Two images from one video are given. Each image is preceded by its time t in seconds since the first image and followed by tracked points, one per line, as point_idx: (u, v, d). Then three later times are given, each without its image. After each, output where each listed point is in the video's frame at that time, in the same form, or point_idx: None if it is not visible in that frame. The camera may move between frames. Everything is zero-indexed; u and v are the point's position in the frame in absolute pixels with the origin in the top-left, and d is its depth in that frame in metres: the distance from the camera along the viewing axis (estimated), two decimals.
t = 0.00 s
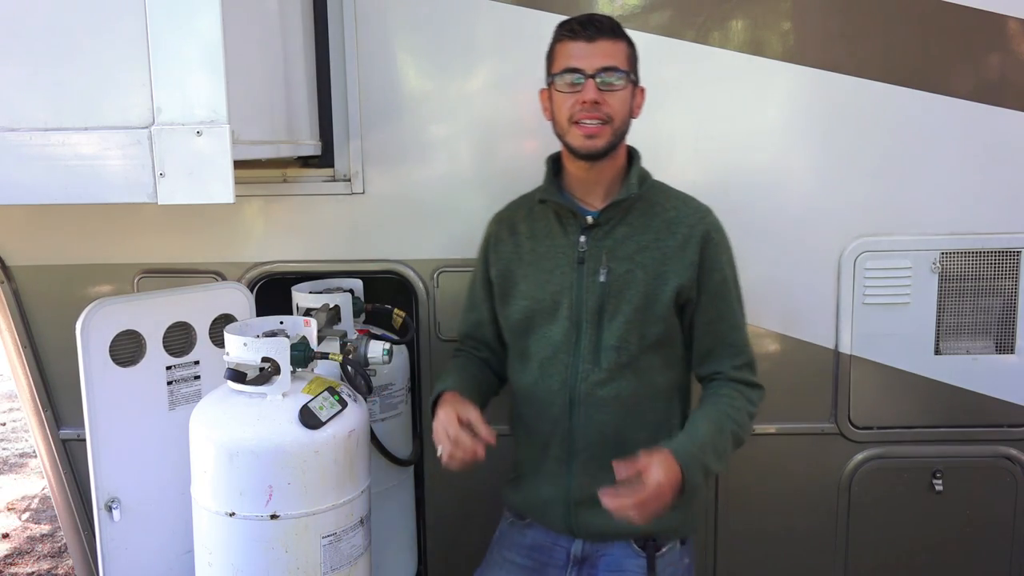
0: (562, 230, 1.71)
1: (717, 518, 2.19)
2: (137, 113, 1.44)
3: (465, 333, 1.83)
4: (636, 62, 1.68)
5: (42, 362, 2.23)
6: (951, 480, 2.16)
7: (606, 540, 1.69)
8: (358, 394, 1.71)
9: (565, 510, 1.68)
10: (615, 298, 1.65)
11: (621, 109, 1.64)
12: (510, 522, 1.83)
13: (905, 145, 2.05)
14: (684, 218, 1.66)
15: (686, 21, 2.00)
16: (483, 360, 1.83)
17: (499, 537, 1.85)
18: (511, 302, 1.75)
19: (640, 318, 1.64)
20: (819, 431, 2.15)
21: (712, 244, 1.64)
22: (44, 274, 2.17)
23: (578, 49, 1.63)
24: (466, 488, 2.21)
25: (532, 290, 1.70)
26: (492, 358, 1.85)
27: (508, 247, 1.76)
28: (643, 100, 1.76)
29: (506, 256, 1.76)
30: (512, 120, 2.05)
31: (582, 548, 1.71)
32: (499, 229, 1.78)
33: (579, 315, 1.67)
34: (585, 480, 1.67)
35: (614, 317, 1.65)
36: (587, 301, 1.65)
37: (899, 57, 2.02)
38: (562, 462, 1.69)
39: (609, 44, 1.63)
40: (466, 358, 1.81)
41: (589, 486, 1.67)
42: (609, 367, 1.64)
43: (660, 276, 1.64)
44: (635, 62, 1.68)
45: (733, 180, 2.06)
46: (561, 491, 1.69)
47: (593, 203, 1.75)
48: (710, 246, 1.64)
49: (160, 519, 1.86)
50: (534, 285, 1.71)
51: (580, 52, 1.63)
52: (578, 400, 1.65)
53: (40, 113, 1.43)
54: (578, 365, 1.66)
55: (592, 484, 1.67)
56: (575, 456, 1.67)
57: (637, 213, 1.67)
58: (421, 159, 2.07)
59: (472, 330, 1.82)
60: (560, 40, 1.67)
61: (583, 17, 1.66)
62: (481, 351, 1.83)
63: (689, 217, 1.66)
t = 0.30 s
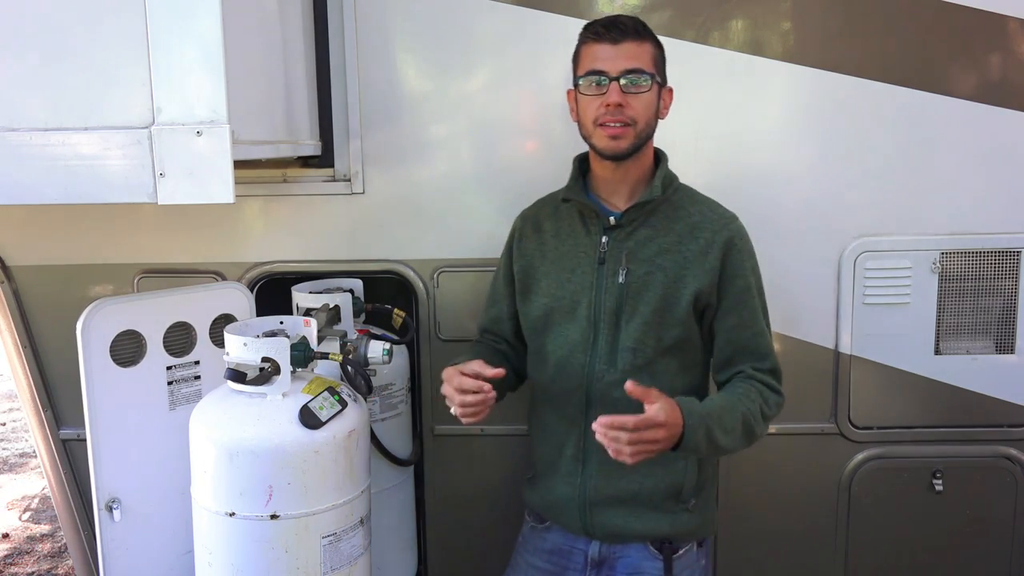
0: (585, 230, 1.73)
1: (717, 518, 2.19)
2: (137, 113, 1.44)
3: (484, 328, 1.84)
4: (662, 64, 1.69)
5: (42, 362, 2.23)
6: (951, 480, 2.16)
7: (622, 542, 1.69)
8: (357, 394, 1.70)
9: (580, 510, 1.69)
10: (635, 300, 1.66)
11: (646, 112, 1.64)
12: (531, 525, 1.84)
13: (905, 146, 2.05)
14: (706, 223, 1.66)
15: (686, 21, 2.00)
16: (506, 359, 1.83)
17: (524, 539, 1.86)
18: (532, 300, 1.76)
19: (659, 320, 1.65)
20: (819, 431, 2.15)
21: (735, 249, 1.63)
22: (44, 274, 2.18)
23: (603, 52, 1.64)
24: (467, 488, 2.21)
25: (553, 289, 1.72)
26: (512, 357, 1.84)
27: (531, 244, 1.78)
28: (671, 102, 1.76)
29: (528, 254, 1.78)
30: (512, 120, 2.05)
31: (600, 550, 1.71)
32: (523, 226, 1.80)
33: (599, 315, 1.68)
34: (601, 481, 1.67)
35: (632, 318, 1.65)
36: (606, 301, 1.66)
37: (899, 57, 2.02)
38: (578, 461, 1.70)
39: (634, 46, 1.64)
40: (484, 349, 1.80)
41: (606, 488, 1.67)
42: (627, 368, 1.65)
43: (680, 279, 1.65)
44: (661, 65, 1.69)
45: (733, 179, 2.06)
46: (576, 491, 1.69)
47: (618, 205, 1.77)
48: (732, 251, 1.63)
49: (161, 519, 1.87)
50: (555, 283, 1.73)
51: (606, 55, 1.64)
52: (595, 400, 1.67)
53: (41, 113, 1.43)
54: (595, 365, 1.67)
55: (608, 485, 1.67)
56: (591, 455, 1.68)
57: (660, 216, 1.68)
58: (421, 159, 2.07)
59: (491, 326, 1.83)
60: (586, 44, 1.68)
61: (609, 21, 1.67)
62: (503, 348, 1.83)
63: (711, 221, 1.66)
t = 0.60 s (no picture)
0: (597, 230, 1.73)
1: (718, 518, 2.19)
2: (137, 113, 1.44)
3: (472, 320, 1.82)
4: (645, 65, 1.69)
5: (42, 362, 2.23)
6: (951, 480, 2.17)
7: (634, 542, 1.69)
8: (357, 394, 1.70)
9: (594, 511, 1.68)
10: (650, 300, 1.68)
11: (625, 118, 1.65)
12: (536, 528, 1.84)
13: (905, 146, 2.05)
14: (720, 222, 1.69)
15: (686, 21, 2.00)
16: (503, 357, 1.82)
17: (527, 542, 1.87)
18: (540, 300, 1.74)
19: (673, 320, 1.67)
20: (818, 431, 2.15)
21: (750, 248, 1.66)
22: (44, 274, 2.18)
23: (580, 64, 1.68)
24: (467, 488, 2.21)
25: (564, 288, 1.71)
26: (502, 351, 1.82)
27: (541, 243, 1.77)
28: (669, 98, 1.75)
29: (537, 253, 1.76)
30: (512, 120, 2.05)
31: (610, 550, 1.71)
32: (531, 225, 1.79)
33: (613, 315, 1.68)
34: (615, 481, 1.67)
35: (647, 319, 1.67)
36: (622, 301, 1.67)
37: (899, 57, 2.02)
38: (592, 462, 1.69)
39: (608, 55, 1.66)
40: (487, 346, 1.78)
41: (620, 488, 1.67)
42: (642, 368, 1.66)
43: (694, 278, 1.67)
44: (644, 66, 1.68)
45: (733, 179, 2.06)
46: (590, 492, 1.69)
47: (631, 206, 1.78)
48: (747, 250, 1.66)
49: (160, 519, 1.87)
50: (566, 283, 1.72)
51: (582, 67, 1.67)
52: (610, 400, 1.67)
53: (41, 113, 1.43)
54: (609, 365, 1.68)
55: (622, 485, 1.67)
56: (604, 455, 1.68)
57: (673, 217, 1.70)
58: (422, 159, 2.07)
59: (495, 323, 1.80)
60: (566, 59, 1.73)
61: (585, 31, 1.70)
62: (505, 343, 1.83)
63: (725, 221, 1.69)
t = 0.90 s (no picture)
0: (593, 231, 1.73)
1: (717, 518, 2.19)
2: (136, 113, 1.44)
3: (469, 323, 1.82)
4: (640, 69, 1.69)
5: (42, 361, 2.23)
6: (951, 480, 2.16)
7: (622, 547, 1.68)
8: (357, 394, 1.71)
9: (580, 514, 1.67)
10: (643, 303, 1.65)
11: (619, 120, 1.65)
12: (526, 534, 1.83)
13: (905, 146, 2.05)
14: (717, 228, 1.67)
15: (686, 21, 2.00)
16: (500, 361, 1.82)
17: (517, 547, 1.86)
18: (534, 300, 1.75)
19: (666, 323, 1.64)
20: (819, 431, 2.15)
21: (747, 255, 1.64)
22: (44, 274, 2.18)
23: (575, 67, 1.68)
24: (467, 488, 2.21)
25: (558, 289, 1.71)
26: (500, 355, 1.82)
27: (536, 243, 1.77)
28: (664, 101, 1.75)
29: (532, 253, 1.77)
30: (512, 120, 2.05)
31: (597, 557, 1.70)
32: (527, 226, 1.80)
33: (605, 317, 1.67)
34: (602, 485, 1.66)
35: (639, 322, 1.65)
36: (614, 303, 1.66)
37: (899, 57, 2.02)
38: (580, 465, 1.67)
39: (603, 58, 1.66)
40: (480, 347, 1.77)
41: (607, 493, 1.65)
42: (632, 372, 1.64)
43: (688, 283, 1.65)
44: (638, 70, 1.68)
45: (732, 179, 2.06)
46: (577, 495, 1.67)
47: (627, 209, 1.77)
48: (744, 257, 1.64)
49: (161, 519, 1.87)
50: (560, 284, 1.72)
51: (577, 70, 1.68)
52: (599, 403, 1.65)
53: (41, 113, 1.43)
54: (599, 367, 1.66)
55: (610, 489, 1.65)
56: (592, 459, 1.66)
57: (669, 220, 1.69)
58: (422, 160, 2.07)
59: (492, 326, 1.81)
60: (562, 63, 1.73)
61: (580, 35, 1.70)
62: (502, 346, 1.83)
63: (722, 227, 1.67)
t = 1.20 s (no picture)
0: (587, 231, 1.72)
1: (718, 518, 2.19)
2: (137, 113, 1.44)
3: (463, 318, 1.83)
4: (637, 70, 1.68)
5: (43, 361, 2.23)
6: (951, 480, 2.16)
7: (605, 553, 1.67)
8: (357, 394, 1.69)
9: (563, 519, 1.65)
10: (632, 306, 1.64)
11: (616, 124, 1.65)
12: (506, 543, 1.80)
13: (905, 146, 2.05)
14: (712, 238, 1.66)
15: (686, 21, 2.00)
16: (494, 357, 1.81)
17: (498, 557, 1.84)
18: (524, 298, 1.73)
19: (657, 328, 1.64)
20: (819, 431, 2.14)
21: (739, 267, 1.64)
22: (44, 274, 2.18)
23: (572, 72, 1.68)
24: (467, 487, 2.21)
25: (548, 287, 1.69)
26: (492, 351, 1.81)
27: (529, 239, 1.76)
28: (665, 101, 1.73)
29: (524, 249, 1.75)
30: (512, 120, 2.05)
31: (581, 564, 1.68)
32: (521, 222, 1.79)
33: (594, 320, 1.65)
34: (585, 489, 1.64)
35: (629, 326, 1.63)
36: (604, 304, 1.64)
37: (899, 57, 2.02)
38: (562, 468, 1.65)
39: (598, 62, 1.66)
40: (471, 345, 1.75)
41: (590, 497, 1.64)
42: (619, 376, 1.62)
43: (680, 289, 1.64)
44: (635, 71, 1.67)
45: (732, 179, 2.06)
46: (559, 500, 1.65)
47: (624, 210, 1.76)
48: (737, 269, 1.63)
49: (161, 519, 1.87)
50: (550, 281, 1.70)
51: (573, 75, 1.68)
52: (583, 406, 1.63)
53: (41, 113, 1.43)
54: (585, 370, 1.64)
55: (593, 494, 1.64)
56: (575, 463, 1.65)
57: (665, 226, 1.68)
58: (421, 160, 2.07)
59: (483, 321, 1.81)
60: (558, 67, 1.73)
61: (574, 38, 1.70)
62: (494, 341, 1.82)
63: (718, 237, 1.66)
